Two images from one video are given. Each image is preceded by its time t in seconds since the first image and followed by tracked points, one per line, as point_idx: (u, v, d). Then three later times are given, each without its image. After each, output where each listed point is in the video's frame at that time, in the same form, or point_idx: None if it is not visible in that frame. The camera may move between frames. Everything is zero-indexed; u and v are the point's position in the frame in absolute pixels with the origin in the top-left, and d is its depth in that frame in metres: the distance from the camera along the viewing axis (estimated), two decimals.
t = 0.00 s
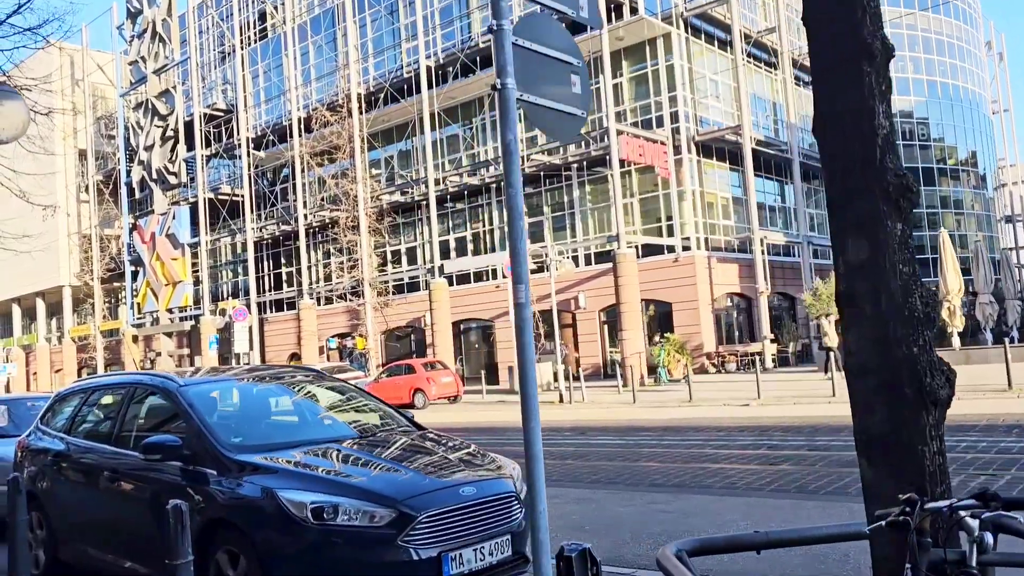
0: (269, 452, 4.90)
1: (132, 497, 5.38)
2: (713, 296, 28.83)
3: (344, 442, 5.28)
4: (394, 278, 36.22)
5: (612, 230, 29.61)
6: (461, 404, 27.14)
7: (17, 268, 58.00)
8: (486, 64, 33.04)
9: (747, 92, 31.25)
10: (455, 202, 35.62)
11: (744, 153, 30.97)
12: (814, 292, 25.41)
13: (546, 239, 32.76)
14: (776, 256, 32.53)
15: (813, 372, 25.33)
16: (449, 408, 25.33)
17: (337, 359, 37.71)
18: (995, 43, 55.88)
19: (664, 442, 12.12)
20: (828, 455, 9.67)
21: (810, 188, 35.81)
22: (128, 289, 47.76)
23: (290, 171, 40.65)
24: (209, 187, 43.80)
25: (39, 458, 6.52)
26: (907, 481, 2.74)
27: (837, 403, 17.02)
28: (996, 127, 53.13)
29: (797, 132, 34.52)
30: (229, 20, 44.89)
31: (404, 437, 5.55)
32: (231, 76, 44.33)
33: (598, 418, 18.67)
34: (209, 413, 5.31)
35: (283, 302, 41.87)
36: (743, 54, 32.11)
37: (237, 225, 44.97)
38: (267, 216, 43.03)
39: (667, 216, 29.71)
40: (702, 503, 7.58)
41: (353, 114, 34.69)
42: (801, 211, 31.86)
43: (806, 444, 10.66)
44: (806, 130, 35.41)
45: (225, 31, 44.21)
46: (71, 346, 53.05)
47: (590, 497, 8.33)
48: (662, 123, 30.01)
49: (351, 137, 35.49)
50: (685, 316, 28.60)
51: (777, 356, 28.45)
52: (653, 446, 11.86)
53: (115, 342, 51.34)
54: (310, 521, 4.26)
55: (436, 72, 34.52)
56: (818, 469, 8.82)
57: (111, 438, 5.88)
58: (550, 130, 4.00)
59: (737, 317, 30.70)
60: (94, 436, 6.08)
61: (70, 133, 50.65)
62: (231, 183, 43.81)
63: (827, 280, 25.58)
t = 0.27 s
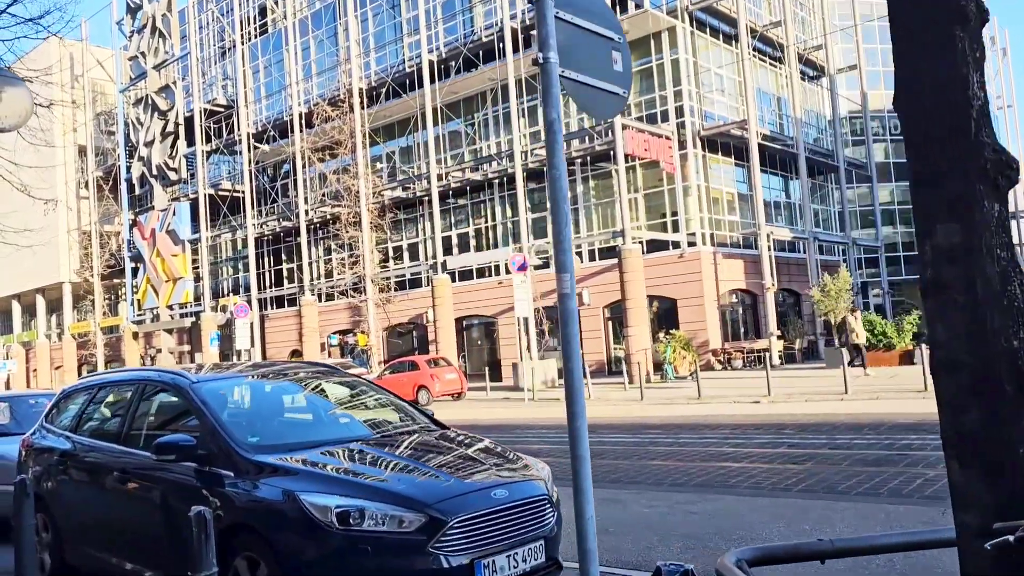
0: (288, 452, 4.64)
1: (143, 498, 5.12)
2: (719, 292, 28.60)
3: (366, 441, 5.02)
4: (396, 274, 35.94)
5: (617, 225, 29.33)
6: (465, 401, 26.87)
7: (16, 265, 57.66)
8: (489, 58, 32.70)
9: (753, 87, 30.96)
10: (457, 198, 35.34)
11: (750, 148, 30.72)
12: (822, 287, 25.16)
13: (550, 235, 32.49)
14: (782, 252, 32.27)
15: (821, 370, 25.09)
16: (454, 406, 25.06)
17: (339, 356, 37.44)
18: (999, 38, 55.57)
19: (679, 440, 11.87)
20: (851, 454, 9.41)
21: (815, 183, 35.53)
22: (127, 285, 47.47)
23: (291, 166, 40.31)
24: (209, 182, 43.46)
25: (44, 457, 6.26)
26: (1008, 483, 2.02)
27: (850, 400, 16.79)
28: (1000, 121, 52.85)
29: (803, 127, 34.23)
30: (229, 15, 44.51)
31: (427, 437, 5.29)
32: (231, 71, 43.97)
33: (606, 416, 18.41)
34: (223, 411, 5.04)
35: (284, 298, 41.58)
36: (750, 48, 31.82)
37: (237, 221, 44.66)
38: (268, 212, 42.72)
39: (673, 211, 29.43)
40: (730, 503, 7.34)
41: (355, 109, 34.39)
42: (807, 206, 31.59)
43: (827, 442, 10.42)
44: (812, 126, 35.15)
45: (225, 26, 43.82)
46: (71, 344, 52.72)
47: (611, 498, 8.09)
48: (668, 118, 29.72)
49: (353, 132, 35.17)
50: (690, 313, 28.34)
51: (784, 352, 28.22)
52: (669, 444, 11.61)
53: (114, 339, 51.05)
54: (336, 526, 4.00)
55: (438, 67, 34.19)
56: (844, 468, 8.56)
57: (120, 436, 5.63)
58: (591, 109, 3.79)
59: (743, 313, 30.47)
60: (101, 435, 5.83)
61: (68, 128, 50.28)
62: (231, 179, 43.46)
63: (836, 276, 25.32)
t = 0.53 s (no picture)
0: (316, 452, 4.41)
1: (161, 500, 4.89)
2: (727, 289, 28.37)
3: (395, 440, 4.79)
4: (400, 271, 35.70)
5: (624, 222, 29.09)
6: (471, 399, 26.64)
7: (17, 262, 57.39)
8: (495, 53, 32.39)
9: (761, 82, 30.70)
10: (461, 194, 35.09)
11: (758, 144, 30.47)
12: (833, 283, 24.93)
13: (556, 231, 32.24)
14: (789, 249, 32.03)
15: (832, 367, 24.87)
16: (460, 403, 24.83)
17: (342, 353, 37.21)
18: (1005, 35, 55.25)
19: (697, 438, 11.66)
20: (877, 453, 9.19)
21: (822, 179, 35.25)
22: (129, 282, 47.25)
23: (294, 163, 40.04)
24: (211, 179, 43.17)
25: (55, 456, 6.03)
26: None
27: (865, 398, 16.58)
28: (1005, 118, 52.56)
29: (811, 122, 33.97)
30: (231, 10, 44.16)
31: (457, 436, 5.04)
32: (232, 67, 43.65)
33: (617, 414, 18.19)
34: (245, 408, 4.81)
35: (287, 295, 41.35)
36: (758, 43, 31.53)
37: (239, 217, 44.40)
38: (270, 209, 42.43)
39: (680, 207, 29.19)
40: (762, 504, 7.14)
41: (359, 104, 34.10)
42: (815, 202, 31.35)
43: (851, 441, 10.21)
44: (819, 122, 34.92)
45: (226, 21, 43.47)
46: (72, 340, 52.46)
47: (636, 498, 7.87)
48: (675, 113, 29.47)
49: (356, 128, 34.88)
50: (698, 310, 28.12)
51: (792, 349, 28.01)
52: (687, 442, 11.40)
53: (115, 336, 50.83)
54: (370, 530, 3.78)
55: (443, 62, 33.90)
56: (873, 467, 8.34)
57: (135, 435, 5.40)
58: (640, 90, 3.55)
59: (750, 310, 30.27)
60: (116, 433, 5.61)
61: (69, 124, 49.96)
62: (233, 176, 43.18)
63: (847, 272, 25.05)
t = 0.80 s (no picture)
0: (349, 450, 4.21)
1: (183, 500, 4.68)
2: (737, 285, 28.13)
3: (428, 438, 4.58)
4: (407, 266, 35.52)
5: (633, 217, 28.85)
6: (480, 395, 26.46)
7: (21, 257, 57.23)
8: (503, 47, 32.17)
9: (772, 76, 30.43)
10: (469, 189, 34.87)
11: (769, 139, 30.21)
12: (845, 279, 24.70)
13: (564, 227, 32.02)
14: (800, 244, 31.79)
15: (844, 363, 24.66)
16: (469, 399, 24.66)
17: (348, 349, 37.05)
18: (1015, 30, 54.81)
19: (718, 435, 11.43)
20: (907, 450, 8.98)
21: (832, 175, 34.96)
22: (134, 277, 47.14)
23: (301, 157, 39.84)
24: (217, 174, 43.00)
25: (70, 453, 5.82)
26: None
27: (882, 395, 16.35)
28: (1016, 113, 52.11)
29: (822, 117, 33.70)
30: (237, 4, 43.95)
31: (492, 435, 4.82)
32: (238, 61, 43.45)
33: (630, 411, 17.99)
34: (272, 403, 4.60)
35: (293, 291, 41.18)
36: (769, 37, 31.26)
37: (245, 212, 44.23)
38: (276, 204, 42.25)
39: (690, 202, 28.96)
40: (796, 504, 6.93)
41: (366, 99, 33.91)
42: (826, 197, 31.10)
43: (877, 438, 9.98)
44: (830, 116, 34.65)
45: (232, 15, 43.27)
46: (77, 336, 52.31)
47: (663, 497, 7.67)
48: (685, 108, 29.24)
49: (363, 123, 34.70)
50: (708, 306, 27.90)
51: (804, 345, 27.80)
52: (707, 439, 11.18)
53: (121, 331, 50.74)
54: (412, 534, 3.59)
55: (451, 56, 33.68)
56: (904, 464, 8.12)
57: (154, 431, 5.18)
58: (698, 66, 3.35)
59: (760, 306, 30.04)
60: (134, 430, 5.40)
61: (74, 119, 49.78)
62: (239, 171, 43.01)
63: (859, 268, 24.80)
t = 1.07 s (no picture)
0: (380, 449, 3.99)
1: (202, 501, 4.45)
2: (746, 281, 27.85)
3: (462, 437, 4.36)
4: (413, 263, 35.28)
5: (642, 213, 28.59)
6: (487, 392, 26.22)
7: (25, 254, 57.07)
8: (510, 42, 31.90)
9: (782, 70, 30.14)
10: (475, 185, 34.61)
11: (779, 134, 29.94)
12: (856, 276, 24.47)
13: (571, 223, 31.76)
14: (810, 241, 31.48)
15: (856, 360, 24.39)
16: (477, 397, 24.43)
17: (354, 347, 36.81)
18: None
19: (738, 433, 11.20)
20: (936, 448, 8.73)
21: (842, 171, 34.65)
22: (138, 274, 46.94)
23: (306, 154, 39.59)
24: (221, 170, 42.77)
25: (81, 452, 5.60)
26: None
27: (899, 392, 16.10)
28: None
29: (832, 113, 33.41)
30: None
31: (526, 432, 4.59)
32: (243, 57, 43.22)
33: (643, 409, 17.77)
34: (298, 399, 4.38)
35: (297, 288, 40.95)
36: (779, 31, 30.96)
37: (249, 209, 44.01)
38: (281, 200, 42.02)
39: (699, 198, 28.68)
40: (832, 505, 6.68)
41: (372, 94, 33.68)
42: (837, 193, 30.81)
43: (904, 436, 9.72)
44: (840, 112, 34.36)
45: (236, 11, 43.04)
46: (81, 333, 52.16)
47: (690, 497, 7.44)
48: (694, 103, 28.97)
49: (369, 118, 34.48)
50: (717, 303, 27.63)
51: (815, 342, 27.54)
52: (728, 437, 10.92)
53: (125, 329, 50.55)
54: (452, 539, 3.37)
55: (458, 50, 33.43)
56: (936, 464, 7.88)
57: (171, 429, 4.96)
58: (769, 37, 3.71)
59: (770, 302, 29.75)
60: (150, 428, 5.18)
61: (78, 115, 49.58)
62: (243, 167, 42.78)
63: (871, 264, 24.53)
